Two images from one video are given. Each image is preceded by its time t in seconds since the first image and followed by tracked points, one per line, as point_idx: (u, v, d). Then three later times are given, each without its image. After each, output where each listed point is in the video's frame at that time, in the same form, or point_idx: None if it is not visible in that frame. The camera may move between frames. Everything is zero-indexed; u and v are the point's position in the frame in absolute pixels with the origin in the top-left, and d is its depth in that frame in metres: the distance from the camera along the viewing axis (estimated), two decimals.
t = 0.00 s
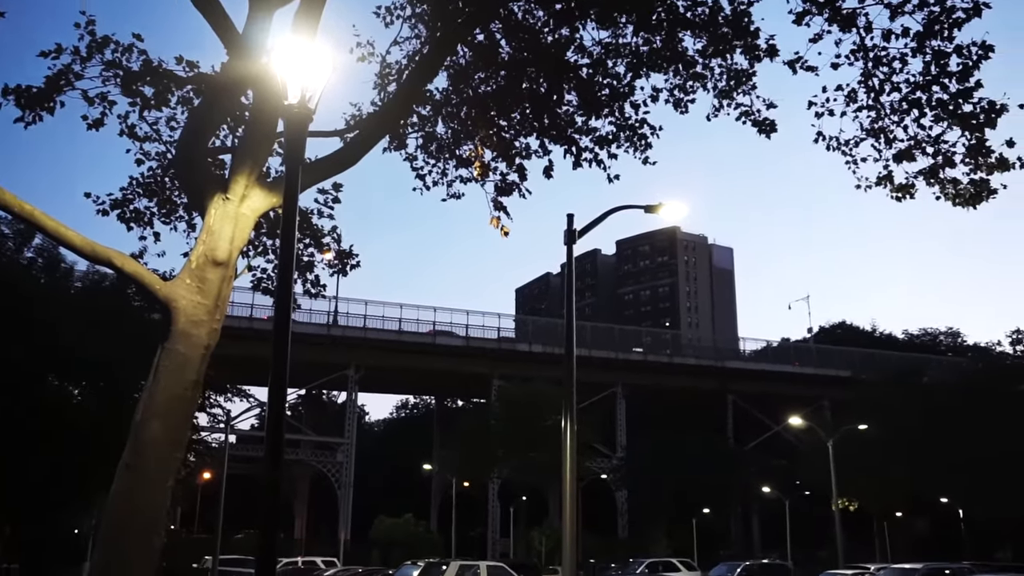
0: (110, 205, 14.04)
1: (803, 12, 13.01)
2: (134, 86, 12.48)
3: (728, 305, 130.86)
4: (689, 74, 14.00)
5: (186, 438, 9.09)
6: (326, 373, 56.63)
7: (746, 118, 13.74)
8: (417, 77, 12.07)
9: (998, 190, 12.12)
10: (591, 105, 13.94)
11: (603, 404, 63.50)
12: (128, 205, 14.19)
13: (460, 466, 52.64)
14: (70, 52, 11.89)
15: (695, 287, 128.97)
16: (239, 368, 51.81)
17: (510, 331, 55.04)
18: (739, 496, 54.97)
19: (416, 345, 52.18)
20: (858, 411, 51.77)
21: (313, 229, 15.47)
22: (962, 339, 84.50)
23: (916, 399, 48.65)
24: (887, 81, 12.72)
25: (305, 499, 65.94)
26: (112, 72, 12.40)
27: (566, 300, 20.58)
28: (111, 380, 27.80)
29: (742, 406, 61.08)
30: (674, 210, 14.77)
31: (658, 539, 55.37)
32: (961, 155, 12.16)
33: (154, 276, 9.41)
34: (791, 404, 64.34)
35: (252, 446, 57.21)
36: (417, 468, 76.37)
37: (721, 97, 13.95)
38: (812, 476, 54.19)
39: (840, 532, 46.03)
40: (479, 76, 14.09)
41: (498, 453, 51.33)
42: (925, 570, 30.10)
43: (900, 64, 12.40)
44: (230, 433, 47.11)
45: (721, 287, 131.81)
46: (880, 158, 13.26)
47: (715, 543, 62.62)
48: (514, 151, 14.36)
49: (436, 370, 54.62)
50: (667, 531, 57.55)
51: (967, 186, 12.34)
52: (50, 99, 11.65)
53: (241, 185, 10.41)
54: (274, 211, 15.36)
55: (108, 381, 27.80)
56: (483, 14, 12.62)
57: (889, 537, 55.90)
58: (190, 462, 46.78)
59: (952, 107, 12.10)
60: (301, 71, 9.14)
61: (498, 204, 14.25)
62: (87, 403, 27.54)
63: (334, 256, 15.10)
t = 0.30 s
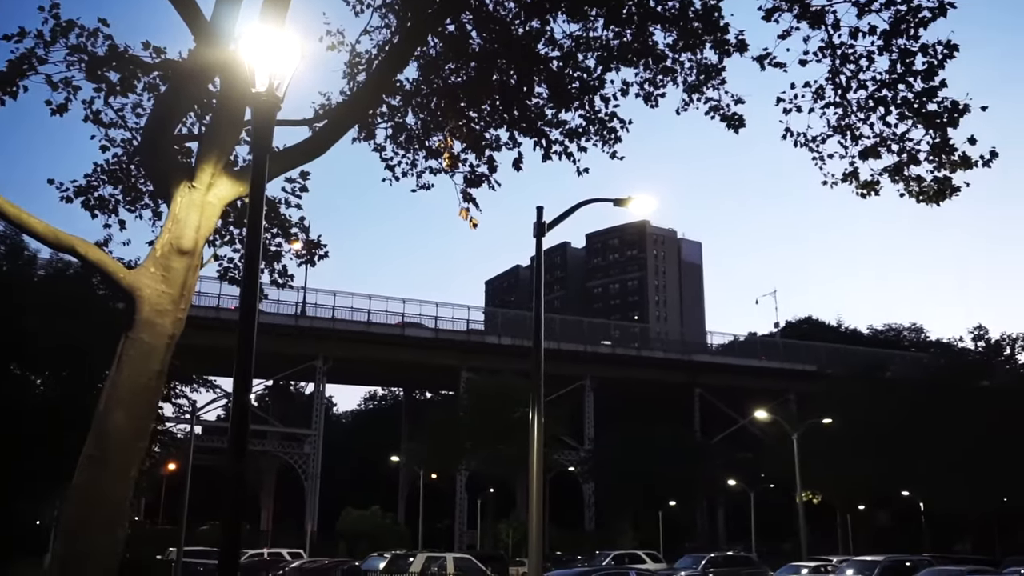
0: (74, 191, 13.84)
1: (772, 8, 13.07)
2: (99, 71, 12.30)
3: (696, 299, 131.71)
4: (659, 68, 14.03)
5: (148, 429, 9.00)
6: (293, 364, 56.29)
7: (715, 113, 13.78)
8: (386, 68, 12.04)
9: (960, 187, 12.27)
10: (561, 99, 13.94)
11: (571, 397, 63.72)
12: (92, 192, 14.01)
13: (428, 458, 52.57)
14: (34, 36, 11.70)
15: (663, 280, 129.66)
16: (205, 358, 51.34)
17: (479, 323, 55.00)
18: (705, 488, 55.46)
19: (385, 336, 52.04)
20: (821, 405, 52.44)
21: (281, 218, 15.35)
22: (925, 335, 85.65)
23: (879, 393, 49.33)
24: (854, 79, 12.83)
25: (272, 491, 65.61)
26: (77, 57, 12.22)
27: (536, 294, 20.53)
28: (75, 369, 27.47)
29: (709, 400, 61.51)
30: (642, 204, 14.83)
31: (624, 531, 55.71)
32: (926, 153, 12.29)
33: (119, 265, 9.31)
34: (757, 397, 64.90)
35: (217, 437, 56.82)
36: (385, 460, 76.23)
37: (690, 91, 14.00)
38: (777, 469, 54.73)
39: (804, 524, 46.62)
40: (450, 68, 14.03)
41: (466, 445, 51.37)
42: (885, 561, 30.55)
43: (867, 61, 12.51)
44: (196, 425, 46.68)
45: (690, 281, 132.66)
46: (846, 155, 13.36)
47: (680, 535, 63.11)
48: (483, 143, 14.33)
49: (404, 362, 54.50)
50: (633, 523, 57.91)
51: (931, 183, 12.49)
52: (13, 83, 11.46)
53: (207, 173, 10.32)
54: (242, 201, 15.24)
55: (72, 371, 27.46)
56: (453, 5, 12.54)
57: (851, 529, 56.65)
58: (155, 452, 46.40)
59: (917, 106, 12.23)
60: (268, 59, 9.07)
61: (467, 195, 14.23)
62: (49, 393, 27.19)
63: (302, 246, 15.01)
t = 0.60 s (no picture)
0: (40, 178, 13.66)
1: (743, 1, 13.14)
2: (65, 56, 12.14)
3: (666, 290, 132.35)
4: (630, 60, 14.06)
5: (115, 418, 8.93)
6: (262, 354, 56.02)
7: (685, 105, 13.85)
8: (356, 58, 11.98)
9: (926, 182, 12.43)
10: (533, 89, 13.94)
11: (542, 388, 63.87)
12: (58, 178, 13.84)
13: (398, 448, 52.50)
14: None
15: (634, 272, 130.16)
16: (174, 348, 50.95)
17: (450, 314, 54.97)
18: (674, 479, 55.88)
19: (356, 327, 51.87)
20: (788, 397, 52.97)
21: (250, 207, 15.24)
22: (891, 327, 86.68)
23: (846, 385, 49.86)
24: (823, 73, 12.94)
25: (241, 481, 65.26)
26: (42, 42, 12.06)
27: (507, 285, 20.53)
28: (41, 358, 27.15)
29: (678, 391, 61.93)
30: (613, 195, 14.89)
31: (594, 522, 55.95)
32: (893, 147, 12.43)
33: (85, 253, 9.22)
34: (726, 389, 65.42)
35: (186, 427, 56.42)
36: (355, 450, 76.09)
37: (661, 83, 14.05)
38: (745, 460, 55.23)
39: (771, 514, 47.09)
40: (422, 57, 13.97)
41: (437, 435, 51.39)
42: (850, 550, 30.94)
43: (836, 56, 12.62)
44: (164, 415, 46.31)
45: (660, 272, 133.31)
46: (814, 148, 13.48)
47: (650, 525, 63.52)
48: (454, 133, 14.31)
49: (374, 353, 54.37)
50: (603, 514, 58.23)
51: (898, 177, 12.63)
52: None
53: (175, 160, 10.22)
54: (210, 189, 15.12)
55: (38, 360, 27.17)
56: None
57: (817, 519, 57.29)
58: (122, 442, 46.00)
59: (884, 101, 12.38)
60: (237, 46, 8.99)
61: (438, 185, 14.21)
62: (13, 381, 26.98)
63: (272, 235, 14.92)
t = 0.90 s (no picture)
0: (5, 164, 13.47)
1: None
2: (30, 41, 11.96)
3: (638, 281, 132.91)
4: (603, 50, 14.07)
5: (81, 406, 8.85)
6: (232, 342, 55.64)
7: (656, 97, 13.89)
8: (327, 45, 11.91)
9: (894, 174, 12.57)
10: (504, 79, 13.92)
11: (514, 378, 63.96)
12: (24, 164, 13.65)
13: (370, 437, 52.40)
14: None
15: (606, 263, 130.50)
16: (142, 336, 50.49)
17: (422, 303, 54.88)
18: (644, 468, 56.22)
19: (327, 316, 51.65)
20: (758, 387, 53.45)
21: (220, 195, 15.12)
22: (859, 319, 87.63)
23: (814, 375, 50.37)
24: (794, 65, 13.02)
25: (211, 471, 64.87)
26: (8, 25, 11.87)
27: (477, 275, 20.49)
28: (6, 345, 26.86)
29: (649, 380, 62.27)
30: (585, 185, 14.91)
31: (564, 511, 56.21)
32: (862, 140, 12.54)
33: (50, 239, 9.11)
34: (697, 379, 65.85)
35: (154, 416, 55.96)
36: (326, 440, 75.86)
37: (633, 74, 14.09)
38: (714, 450, 55.65)
39: (740, 503, 47.50)
40: (394, 44, 13.89)
41: (408, 424, 51.34)
42: (818, 538, 31.28)
43: (807, 48, 12.71)
44: (132, 404, 45.87)
45: (632, 263, 133.80)
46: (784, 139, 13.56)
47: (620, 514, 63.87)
48: (425, 121, 14.26)
49: (345, 342, 54.18)
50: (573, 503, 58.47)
51: (867, 169, 12.75)
52: None
53: (143, 147, 10.10)
54: (179, 176, 14.97)
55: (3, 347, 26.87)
56: None
57: (785, 507, 57.88)
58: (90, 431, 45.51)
59: (853, 93, 12.48)
60: (206, 30, 8.91)
61: (409, 173, 14.17)
62: None
63: (242, 223, 14.82)
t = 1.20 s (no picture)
0: None
1: None
2: None
3: (607, 271, 133.40)
4: (573, 40, 14.08)
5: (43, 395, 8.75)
6: (200, 331, 55.18)
7: (626, 87, 13.92)
8: (295, 32, 11.80)
9: (860, 166, 12.71)
10: (475, 68, 13.89)
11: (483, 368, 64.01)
12: None
13: (339, 427, 52.24)
14: None
15: (575, 253, 130.78)
16: (108, 324, 49.91)
17: (391, 292, 54.73)
18: (612, 457, 56.54)
19: (295, 305, 51.35)
20: (725, 376, 53.87)
21: (186, 181, 14.98)
22: (826, 310, 88.55)
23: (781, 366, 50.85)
24: (762, 57, 13.11)
25: (178, 461, 64.38)
26: None
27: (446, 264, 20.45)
28: None
29: (618, 370, 62.57)
30: (555, 175, 14.94)
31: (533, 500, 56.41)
32: (828, 131, 12.67)
33: (12, 226, 8.99)
34: (665, 369, 66.25)
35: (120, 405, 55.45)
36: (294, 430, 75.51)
37: (603, 65, 14.11)
38: (682, 439, 56.08)
39: (707, 492, 47.97)
40: (363, 32, 13.82)
41: (377, 414, 51.25)
42: (784, 526, 31.63)
43: (775, 40, 12.81)
44: (98, 392, 45.36)
45: (602, 252, 134.22)
46: (752, 131, 13.65)
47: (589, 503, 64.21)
48: (394, 109, 14.20)
49: (314, 331, 53.92)
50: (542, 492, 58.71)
51: (833, 161, 12.89)
52: None
53: (108, 132, 9.99)
54: (145, 162, 14.82)
55: None
56: None
57: (751, 496, 58.47)
58: (54, 420, 44.98)
59: (820, 86, 12.59)
60: (172, 15, 8.82)
61: (378, 161, 14.12)
62: None
63: (209, 211, 14.70)
